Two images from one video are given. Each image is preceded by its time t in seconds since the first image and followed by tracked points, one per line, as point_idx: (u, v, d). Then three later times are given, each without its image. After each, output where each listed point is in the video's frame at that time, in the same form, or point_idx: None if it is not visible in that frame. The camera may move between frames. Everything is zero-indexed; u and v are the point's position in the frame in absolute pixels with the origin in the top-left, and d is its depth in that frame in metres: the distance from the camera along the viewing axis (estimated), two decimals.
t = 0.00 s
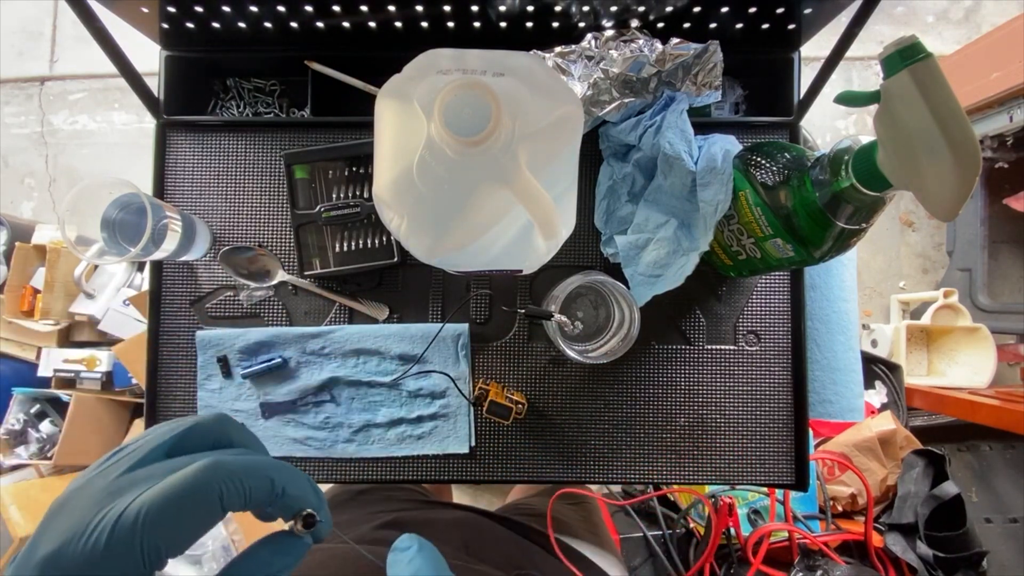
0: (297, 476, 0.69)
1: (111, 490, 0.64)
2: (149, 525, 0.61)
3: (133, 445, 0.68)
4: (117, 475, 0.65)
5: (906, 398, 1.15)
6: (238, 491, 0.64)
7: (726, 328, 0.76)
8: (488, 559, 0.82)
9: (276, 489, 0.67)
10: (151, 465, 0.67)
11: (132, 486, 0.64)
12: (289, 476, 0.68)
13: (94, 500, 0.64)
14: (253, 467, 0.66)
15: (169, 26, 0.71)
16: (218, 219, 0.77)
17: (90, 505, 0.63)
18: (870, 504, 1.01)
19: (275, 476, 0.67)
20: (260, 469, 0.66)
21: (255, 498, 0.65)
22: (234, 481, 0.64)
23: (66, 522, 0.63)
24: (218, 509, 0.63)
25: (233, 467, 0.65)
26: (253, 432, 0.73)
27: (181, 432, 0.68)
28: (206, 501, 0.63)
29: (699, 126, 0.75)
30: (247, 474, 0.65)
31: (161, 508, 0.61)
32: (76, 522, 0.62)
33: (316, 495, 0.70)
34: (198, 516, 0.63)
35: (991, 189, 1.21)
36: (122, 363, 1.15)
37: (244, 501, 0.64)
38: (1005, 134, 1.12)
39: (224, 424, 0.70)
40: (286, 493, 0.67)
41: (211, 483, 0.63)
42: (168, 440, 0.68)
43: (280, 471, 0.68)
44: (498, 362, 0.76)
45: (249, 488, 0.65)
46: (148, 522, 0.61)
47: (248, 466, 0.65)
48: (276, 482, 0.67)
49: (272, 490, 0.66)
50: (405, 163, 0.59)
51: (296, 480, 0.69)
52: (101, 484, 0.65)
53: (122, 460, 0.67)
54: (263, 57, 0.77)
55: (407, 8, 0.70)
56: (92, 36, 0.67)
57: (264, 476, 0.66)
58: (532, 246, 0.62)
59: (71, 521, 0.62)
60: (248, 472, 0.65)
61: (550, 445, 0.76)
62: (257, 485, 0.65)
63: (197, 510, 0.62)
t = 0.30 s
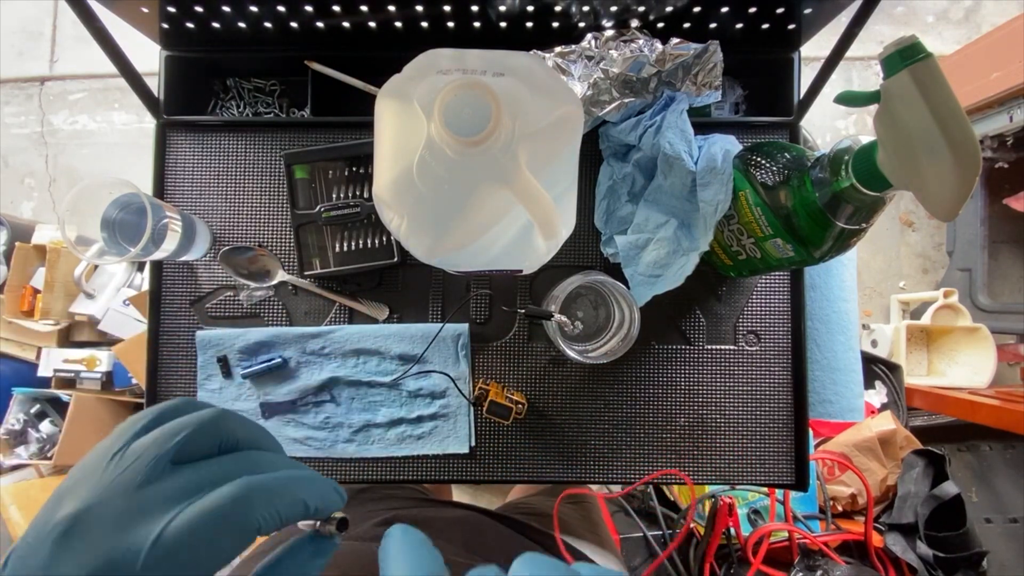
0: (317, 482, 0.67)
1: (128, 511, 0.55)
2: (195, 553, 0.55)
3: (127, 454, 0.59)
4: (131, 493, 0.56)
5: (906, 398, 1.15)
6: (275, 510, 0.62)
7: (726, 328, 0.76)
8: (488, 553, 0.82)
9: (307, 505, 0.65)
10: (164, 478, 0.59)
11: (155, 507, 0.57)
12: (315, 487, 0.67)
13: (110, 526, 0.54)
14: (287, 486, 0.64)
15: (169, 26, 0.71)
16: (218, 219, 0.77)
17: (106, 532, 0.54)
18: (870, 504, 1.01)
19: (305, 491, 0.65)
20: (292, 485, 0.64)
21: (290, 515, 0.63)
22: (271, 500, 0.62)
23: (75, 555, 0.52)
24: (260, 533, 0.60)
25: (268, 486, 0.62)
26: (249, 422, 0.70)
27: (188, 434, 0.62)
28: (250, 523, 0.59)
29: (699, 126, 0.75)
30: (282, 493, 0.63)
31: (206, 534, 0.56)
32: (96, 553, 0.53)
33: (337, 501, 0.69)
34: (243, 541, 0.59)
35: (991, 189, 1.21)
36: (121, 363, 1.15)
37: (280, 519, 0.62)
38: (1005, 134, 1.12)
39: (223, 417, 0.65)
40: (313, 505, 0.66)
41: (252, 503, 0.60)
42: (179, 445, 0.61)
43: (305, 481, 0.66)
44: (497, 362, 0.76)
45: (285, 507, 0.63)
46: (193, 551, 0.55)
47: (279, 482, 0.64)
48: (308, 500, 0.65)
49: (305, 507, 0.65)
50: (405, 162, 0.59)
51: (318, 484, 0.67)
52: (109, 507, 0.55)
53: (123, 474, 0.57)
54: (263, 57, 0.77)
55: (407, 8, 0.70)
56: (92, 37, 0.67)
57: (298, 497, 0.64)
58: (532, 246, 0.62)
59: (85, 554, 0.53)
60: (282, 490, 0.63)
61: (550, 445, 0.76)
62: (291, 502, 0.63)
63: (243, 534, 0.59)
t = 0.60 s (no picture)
0: (342, 480, 0.66)
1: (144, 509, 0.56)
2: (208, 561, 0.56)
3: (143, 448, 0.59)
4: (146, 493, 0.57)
5: (906, 398, 1.15)
6: (297, 519, 0.62)
7: (726, 328, 0.76)
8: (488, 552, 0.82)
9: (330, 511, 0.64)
10: (180, 473, 0.59)
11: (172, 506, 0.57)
12: (342, 491, 0.66)
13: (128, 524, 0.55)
14: (309, 493, 0.63)
15: (169, 26, 0.71)
16: (218, 219, 0.77)
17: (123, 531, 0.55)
18: (870, 504, 1.01)
19: (331, 498, 0.64)
20: (316, 492, 0.63)
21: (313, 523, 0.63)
22: (292, 509, 0.61)
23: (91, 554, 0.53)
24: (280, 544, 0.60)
25: (291, 497, 0.62)
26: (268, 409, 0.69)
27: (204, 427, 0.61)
28: (270, 533, 0.59)
29: (699, 126, 0.75)
30: (304, 503, 0.62)
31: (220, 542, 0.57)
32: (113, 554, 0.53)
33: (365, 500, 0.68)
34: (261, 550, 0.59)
35: (991, 189, 1.21)
36: (121, 363, 1.15)
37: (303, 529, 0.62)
38: (1005, 134, 1.12)
39: (239, 406, 0.65)
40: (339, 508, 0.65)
41: (270, 512, 0.60)
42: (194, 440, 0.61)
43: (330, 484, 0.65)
44: (498, 362, 0.76)
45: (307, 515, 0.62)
46: (208, 559, 0.56)
47: (302, 489, 0.63)
48: (334, 507, 0.64)
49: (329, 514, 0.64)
50: (405, 163, 0.59)
51: (342, 484, 0.66)
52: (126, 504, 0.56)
53: (140, 468, 0.58)
54: (263, 57, 0.77)
55: (407, 8, 0.70)
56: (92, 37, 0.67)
57: (322, 505, 0.63)
58: (532, 246, 0.62)
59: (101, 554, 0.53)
60: (304, 498, 0.62)
61: (550, 445, 0.76)
62: (314, 510, 0.63)
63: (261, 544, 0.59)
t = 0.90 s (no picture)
0: (344, 492, 0.67)
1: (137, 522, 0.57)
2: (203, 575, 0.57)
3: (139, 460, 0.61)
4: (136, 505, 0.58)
5: (906, 398, 1.15)
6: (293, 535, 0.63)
7: (726, 328, 0.76)
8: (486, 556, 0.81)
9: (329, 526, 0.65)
10: (175, 485, 0.61)
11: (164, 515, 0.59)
12: (341, 505, 0.66)
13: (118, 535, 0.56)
14: (309, 510, 0.64)
15: (169, 26, 0.71)
16: (218, 219, 0.77)
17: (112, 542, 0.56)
18: (870, 504, 1.01)
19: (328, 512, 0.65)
20: (313, 508, 0.64)
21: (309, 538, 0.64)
22: (286, 523, 0.63)
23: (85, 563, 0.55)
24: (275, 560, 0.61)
25: (285, 512, 0.63)
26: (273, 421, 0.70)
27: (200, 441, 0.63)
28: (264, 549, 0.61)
29: (699, 126, 0.75)
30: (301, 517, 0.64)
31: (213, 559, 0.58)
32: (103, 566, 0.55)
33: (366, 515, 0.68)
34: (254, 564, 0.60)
35: (991, 189, 1.21)
36: (121, 363, 1.15)
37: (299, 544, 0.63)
38: (1005, 134, 1.12)
39: (240, 418, 0.66)
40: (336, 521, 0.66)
41: (263, 526, 0.61)
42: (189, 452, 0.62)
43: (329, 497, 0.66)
44: (498, 362, 0.76)
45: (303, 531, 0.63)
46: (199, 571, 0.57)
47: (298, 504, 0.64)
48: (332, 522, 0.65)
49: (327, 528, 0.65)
50: (405, 162, 0.59)
51: (343, 499, 0.67)
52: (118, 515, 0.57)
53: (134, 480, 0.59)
54: (263, 57, 0.77)
55: (407, 8, 0.70)
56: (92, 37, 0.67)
57: (319, 521, 0.64)
58: (532, 246, 0.62)
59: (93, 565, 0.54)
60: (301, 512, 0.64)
61: (551, 445, 0.76)
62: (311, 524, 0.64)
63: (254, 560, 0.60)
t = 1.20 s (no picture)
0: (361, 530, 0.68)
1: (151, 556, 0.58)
2: None
3: (156, 489, 0.61)
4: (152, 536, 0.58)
5: (906, 398, 1.15)
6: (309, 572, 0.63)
7: (726, 328, 0.76)
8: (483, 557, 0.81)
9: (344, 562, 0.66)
10: (191, 516, 0.61)
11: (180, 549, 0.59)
12: (355, 543, 0.67)
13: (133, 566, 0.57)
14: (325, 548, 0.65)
15: (169, 26, 0.71)
16: (218, 219, 0.77)
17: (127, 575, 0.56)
18: (870, 504, 1.01)
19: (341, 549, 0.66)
20: (327, 545, 0.65)
21: None
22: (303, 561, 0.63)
23: None
24: None
25: (303, 548, 0.64)
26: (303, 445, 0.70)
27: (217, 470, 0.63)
28: None
29: (699, 126, 0.75)
30: (317, 554, 0.64)
31: None
32: None
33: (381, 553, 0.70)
34: None
35: (991, 189, 1.21)
36: (121, 363, 1.15)
37: None
38: (1005, 134, 1.12)
39: (261, 446, 0.66)
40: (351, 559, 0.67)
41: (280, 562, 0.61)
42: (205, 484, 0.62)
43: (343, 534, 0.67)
44: (498, 362, 0.76)
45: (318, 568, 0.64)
46: None
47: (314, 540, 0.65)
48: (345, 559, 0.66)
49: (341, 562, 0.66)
50: (406, 162, 0.59)
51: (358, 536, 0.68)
52: (133, 546, 0.58)
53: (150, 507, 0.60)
54: (263, 57, 0.77)
55: (407, 8, 0.70)
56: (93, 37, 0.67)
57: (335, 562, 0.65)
58: (532, 246, 0.62)
59: None
60: (317, 548, 0.64)
61: (551, 445, 0.76)
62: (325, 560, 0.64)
63: None
